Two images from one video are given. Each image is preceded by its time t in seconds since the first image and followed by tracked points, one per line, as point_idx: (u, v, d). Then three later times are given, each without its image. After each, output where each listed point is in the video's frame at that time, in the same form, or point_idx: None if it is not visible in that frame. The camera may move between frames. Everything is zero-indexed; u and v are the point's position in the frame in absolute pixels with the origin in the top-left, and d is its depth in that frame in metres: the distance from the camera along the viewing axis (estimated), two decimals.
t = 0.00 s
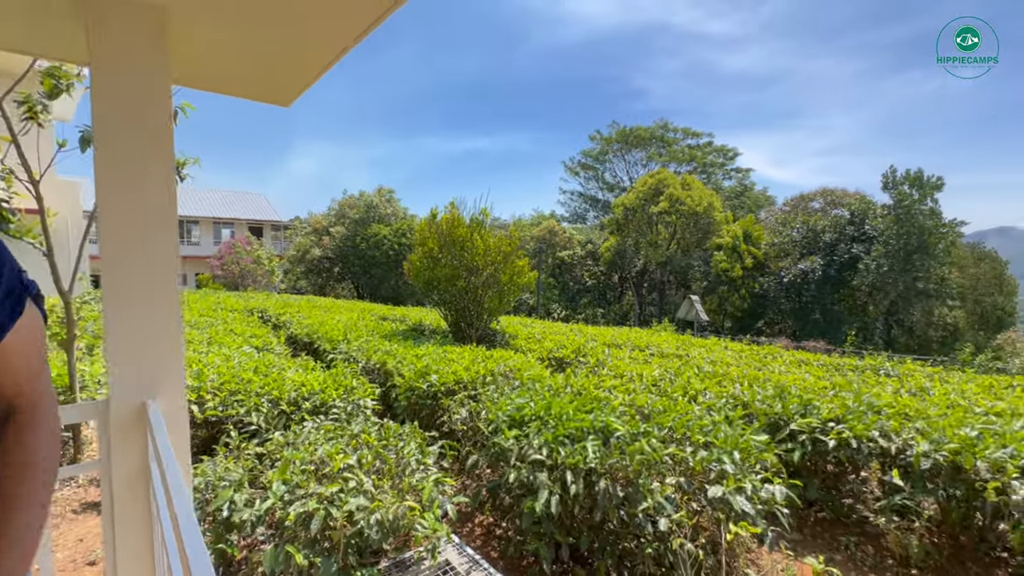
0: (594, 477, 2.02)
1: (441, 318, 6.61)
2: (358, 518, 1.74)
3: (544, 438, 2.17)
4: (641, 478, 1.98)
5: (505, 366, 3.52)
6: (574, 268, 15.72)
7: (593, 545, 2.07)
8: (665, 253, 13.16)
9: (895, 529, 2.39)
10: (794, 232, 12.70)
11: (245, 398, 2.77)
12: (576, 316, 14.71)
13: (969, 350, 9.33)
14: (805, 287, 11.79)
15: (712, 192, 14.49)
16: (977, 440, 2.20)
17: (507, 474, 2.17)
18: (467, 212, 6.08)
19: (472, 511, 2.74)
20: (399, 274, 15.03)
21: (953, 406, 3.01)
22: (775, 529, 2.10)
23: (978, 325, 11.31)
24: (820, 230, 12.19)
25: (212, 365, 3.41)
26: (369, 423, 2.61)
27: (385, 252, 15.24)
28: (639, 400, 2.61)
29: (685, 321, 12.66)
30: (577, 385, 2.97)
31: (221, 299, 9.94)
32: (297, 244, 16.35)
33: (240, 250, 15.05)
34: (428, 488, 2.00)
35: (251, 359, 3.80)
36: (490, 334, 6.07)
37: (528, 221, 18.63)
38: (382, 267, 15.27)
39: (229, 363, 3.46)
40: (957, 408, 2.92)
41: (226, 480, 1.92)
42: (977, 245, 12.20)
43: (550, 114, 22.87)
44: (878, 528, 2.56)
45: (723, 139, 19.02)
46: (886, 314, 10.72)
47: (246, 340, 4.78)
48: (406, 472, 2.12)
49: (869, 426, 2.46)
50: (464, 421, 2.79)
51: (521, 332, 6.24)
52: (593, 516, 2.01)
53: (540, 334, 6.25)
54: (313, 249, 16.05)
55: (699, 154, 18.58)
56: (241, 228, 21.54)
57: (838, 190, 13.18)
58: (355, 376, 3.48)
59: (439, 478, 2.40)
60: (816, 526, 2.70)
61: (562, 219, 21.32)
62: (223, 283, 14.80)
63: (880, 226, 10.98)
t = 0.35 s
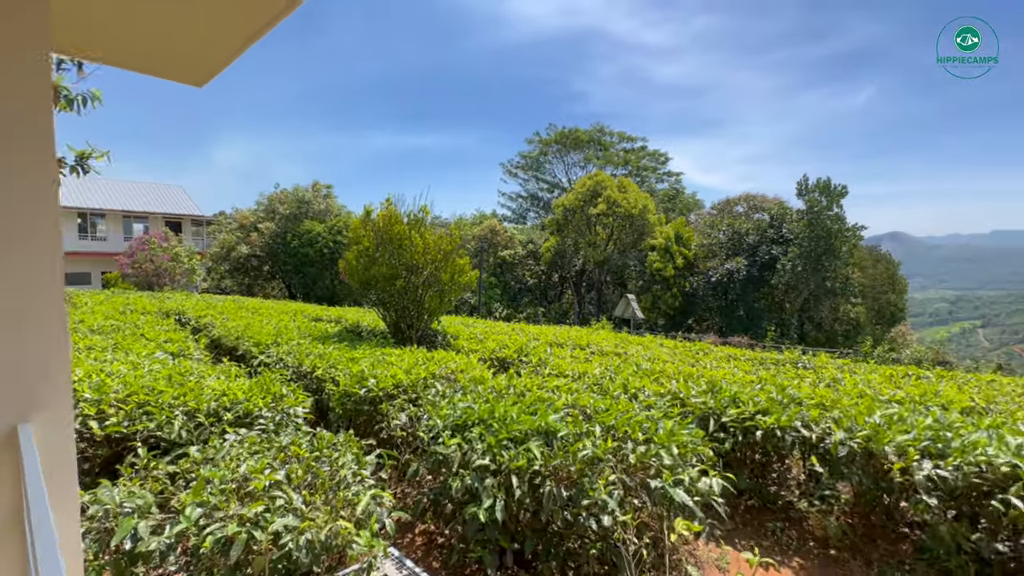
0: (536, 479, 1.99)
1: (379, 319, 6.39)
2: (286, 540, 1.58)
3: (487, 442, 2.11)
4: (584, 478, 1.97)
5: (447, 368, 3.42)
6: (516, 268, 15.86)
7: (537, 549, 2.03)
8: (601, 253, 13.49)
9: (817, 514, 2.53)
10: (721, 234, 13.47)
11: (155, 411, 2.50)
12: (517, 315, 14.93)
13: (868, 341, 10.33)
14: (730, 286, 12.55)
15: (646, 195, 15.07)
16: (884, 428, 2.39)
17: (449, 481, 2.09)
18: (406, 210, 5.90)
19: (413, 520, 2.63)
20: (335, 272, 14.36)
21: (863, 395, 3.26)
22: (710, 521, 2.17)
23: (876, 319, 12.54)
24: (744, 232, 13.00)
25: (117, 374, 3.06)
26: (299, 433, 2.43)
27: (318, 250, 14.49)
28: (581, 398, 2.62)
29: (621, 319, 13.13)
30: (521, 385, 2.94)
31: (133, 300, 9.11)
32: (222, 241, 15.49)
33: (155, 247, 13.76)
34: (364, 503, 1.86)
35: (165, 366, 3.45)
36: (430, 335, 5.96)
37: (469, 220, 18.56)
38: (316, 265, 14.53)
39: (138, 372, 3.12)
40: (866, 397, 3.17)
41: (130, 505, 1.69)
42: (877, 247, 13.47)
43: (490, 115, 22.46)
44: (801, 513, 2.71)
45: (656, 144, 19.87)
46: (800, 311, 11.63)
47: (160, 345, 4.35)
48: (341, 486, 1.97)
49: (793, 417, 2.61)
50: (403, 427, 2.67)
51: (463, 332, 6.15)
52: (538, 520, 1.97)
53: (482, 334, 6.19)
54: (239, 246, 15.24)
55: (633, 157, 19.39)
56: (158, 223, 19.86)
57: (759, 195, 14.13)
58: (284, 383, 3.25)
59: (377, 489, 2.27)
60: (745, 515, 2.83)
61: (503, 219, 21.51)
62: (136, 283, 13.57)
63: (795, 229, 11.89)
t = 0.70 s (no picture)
0: (481, 486, 1.94)
1: (311, 321, 6.07)
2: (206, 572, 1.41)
3: (430, 449, 2.03)
4: (531, 482, 1.94)
5: (386, 372, 3.29)
6: (454, 267, 15.74)
7: (483, 557, 1.97)
8: (539, 254, 13.59)
9: (747, 501, 2.67)
10: (652, 236, 14.11)
11: (44, 432, 2.19)
12: (455, 315, 14.88)
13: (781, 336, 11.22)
14: (661, 285, 13.18)
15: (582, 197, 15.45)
16: (804, 418, 2.57)
17: (388, 492, 1.98)
18: (340, 207, 5.63)
19: (350, 536, 2.48)
20: (261, 272, 13.39)
21: (783, 387, 3.50)
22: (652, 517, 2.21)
23: (788, 316, 13.61)
24: (674, 234, 13.69)
25: None
26: (220, 449, 2.21)
27: (243, 248, 13.45)
28: (526, 401, 2.60)
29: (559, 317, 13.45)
30: (463, 389, 2.88)
31: (21, 303, 8.07)
32: (131, 236, 14.25)
33: (48, 242, 12.13)
34: (298, 522, 1.70)
35: (58, 379, 3.05)
36: (367, 337, 5.76)
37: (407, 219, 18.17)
38: (239, 264, 13.54)
39: (23, 387, 2.73)
40: (786, 390, 3.40)
41: (9, 545, 1.44)
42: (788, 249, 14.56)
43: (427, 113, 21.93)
44: (732, 501, 2.84)
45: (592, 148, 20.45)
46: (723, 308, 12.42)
47: (52, 354, 3.86)
48: (270, 506, 1.81)
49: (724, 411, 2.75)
50: (339, 437, 2.52)
51: (402, 334, 5.99)
52: (484, 528, 1.92)
53: (422, 336, 6.05)
54: (149, 243, 14.05)
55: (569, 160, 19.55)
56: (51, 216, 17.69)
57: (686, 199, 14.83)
58: (203, 394, 2.97)
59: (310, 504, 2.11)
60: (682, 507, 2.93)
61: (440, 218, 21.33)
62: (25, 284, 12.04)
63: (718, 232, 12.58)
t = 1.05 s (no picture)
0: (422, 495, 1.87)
1: (232, 326, 5.66)
2: None
3: (367, 459, 1.94)
4: (474, 487, 1.91)
5: (317, 379, 3.12)
6: (389, 268, 15.37)
7: (424, 568, 1.90)
8: (476, 255, 13.48)
9: (679, 492, 2.79)
10: (586, 237, 14.53)
11: None
12: (390, 316, 14.54)
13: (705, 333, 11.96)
14: (595, 285, 13.61)
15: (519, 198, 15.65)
16: (729, 410, 2.73)
17: (321, 507, 1.86)
18: (265, 205, 5.27)
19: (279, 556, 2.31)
20: (174, 273, 12.33)
21: (710, 382, 3.70)
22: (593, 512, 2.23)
23: (710, 314, 14.51)
24: (606, 236, 14.17)
25: None
26: (125, 471, 1.98)
27: (152, 247, 12.28)
28: (467, 404, 2.56)
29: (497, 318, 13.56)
30: (401, 394, 2.78)
31: None
32: (15, 233, 12.61)
33: None
34: (219, 546, 1.55)
35: None
36: (296, 342, 5.47)
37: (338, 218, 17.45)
38: (148, 264, 12.35)
39: None
40: (713, 384, 3.61)
41: None
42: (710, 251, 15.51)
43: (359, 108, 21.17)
44: (665, 493, 2.95)
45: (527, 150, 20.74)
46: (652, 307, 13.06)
47: None
48: (186, 530, 1.64)
49: (658, 407, 2.87)
50: (265, 451, 2.34)
51: (334, 338, 5.74)
52: (425, 537, 1.85)
53: (355, 339, 5.82)
54: (37, 241, 12.48)
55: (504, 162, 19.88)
56: None
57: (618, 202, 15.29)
58: (104, 409, 2.66)
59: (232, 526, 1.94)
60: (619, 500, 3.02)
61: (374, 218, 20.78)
62: None
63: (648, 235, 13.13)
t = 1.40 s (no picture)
0: (354, 506, 1.79)
1: (138, 333, 5.15)
2: None
3: (295, 472, 1.82)
4: (411, 495, 1.85)
5: (238, 388, 2.90)
6: (318, 269, 14.72)
7: None
8: (410, 257, 13.16)
9: (614, 486, 2.87)
10: (521, 239, 14.68)
11: None
12: (320, 319, 13.92)
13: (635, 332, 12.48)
14: (530, 286, 13.77)
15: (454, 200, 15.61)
16: (659, 405, 2.85)
17: (243, 527, 1.73)
18: (177, 200, 4.83)
19: None
20: (68, 274, 11.04)
21: (641, 379, 3.86)
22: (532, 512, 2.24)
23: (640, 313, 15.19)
24: (542, 237, 14.37)
25: None
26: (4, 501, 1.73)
27: (40, 245, 10.91)
28: (403, 410, 2.49)
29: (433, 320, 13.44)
30: (333, 401, 2.65)
31: None
32: None
33: None
34: None
35: None
36: (213, 349, 5.09)
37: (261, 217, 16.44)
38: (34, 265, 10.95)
39: None
40: (644, 380, 3.77)
41: None
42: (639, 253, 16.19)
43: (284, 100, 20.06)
44: (600, 488, 3.03)
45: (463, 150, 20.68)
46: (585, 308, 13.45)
47: None
48: (81, 563, 1.45)
49: (593, 405, 2.95)
50: (177, 469, 2.14)
51: (257, 344, 5.39)
52: (358, 551, 1.76)
53: (281, 344, 5.49)
54: None
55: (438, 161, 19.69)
56: None
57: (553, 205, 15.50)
58: None
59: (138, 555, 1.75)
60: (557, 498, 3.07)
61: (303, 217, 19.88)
62: None
63: (581, 237, 13.47)
